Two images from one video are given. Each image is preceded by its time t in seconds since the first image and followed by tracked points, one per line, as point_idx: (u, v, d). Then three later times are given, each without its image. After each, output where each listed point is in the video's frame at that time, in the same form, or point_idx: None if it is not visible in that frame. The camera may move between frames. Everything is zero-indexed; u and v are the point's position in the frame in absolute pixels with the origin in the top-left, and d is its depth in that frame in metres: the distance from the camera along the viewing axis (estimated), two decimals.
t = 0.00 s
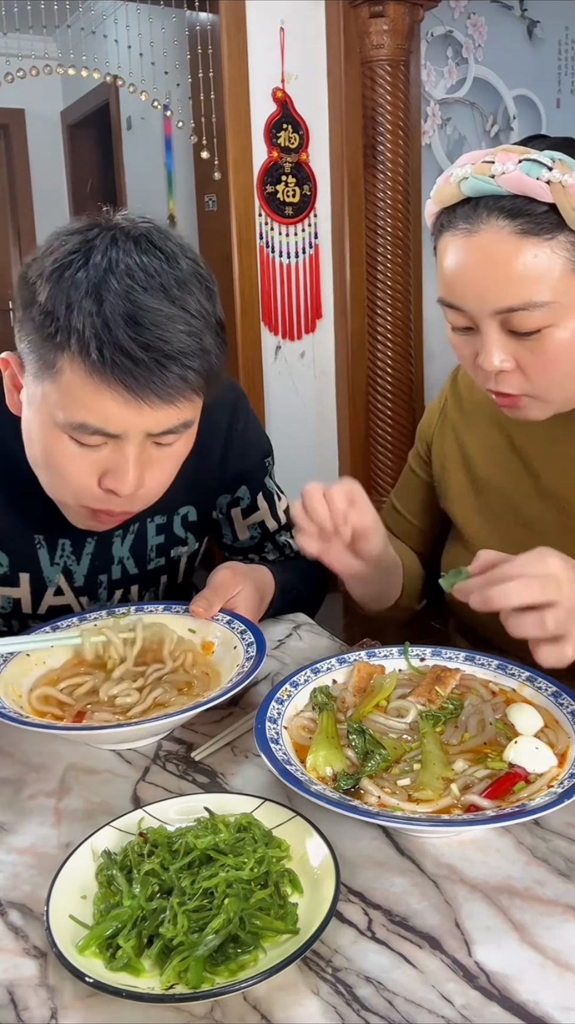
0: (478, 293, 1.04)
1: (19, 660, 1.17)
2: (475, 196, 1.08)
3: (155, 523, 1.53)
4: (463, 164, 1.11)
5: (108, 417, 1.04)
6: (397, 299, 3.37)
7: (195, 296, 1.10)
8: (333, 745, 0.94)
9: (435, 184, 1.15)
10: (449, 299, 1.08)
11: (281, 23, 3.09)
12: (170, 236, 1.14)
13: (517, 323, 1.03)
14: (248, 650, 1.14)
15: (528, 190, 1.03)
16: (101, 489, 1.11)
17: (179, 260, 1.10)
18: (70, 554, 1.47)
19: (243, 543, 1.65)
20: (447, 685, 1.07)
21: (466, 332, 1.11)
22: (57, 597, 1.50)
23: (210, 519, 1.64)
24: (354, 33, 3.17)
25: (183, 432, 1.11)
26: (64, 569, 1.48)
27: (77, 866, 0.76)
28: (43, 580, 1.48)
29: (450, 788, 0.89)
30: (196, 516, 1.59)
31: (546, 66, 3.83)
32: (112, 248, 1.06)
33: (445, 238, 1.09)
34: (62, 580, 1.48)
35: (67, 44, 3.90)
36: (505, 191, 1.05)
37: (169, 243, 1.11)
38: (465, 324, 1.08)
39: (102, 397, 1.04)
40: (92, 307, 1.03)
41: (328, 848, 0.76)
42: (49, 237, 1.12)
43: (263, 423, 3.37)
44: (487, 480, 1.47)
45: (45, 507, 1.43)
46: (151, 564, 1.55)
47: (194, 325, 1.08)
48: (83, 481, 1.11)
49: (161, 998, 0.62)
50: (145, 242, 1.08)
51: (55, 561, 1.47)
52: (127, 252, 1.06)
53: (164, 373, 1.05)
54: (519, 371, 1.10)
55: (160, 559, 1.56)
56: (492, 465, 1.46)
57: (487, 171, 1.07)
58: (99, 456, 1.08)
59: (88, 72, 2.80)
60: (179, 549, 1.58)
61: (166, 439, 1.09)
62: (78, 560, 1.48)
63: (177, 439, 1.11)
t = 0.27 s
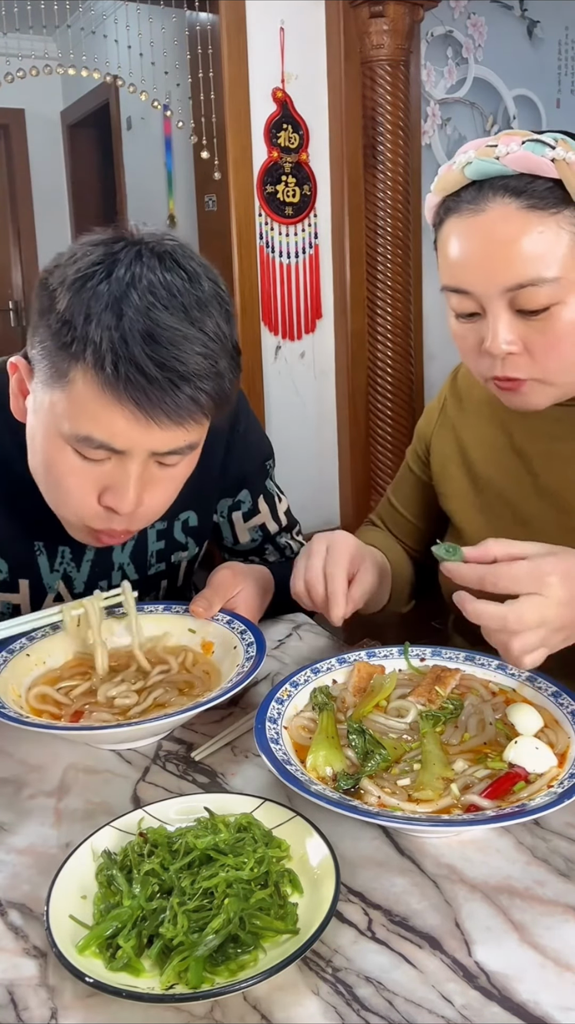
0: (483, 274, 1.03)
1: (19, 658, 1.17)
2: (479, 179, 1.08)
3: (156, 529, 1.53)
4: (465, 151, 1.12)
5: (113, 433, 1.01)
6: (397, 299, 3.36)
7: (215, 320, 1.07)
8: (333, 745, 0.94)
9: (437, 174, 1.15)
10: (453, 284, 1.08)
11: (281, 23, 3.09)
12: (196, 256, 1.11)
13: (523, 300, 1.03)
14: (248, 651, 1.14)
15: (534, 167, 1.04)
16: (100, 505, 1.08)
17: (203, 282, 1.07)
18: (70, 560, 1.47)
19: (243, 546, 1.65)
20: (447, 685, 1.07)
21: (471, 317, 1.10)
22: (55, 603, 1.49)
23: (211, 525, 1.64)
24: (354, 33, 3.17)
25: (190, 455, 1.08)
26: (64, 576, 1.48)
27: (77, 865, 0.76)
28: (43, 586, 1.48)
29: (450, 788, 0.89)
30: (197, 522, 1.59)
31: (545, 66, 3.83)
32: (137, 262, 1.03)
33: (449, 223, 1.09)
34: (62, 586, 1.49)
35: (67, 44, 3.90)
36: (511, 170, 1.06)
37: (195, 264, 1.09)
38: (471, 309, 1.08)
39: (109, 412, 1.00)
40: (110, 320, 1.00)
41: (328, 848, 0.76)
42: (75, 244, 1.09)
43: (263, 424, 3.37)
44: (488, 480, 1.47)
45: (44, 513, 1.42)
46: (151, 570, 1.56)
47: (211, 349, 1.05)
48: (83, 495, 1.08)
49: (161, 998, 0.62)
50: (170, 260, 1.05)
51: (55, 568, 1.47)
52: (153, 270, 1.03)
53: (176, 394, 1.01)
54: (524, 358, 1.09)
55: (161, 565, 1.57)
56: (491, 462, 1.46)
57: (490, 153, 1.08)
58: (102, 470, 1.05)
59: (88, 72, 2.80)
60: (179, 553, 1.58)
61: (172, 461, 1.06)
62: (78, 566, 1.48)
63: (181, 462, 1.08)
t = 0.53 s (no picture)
0: (473, 283, 1.04)
1: (19, 659, 1.17)
2: (459, 192, 1.08)
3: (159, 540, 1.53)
4: (444, 166, 1.12)
5: (134, 471, 1.01)
6: (397, 299, 3.36)
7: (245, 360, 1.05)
8: (333, 744, 0.94)
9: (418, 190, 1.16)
10: (442, 298, 1.09)
11: (281, 24, 3.09)
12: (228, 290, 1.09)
13: (512, 309, 1.03)
14: (248, 650, 1.14)
15: (514, 176, 1.04)
16: (111, 535, 1.10)
17: (236, 321, 1.04)
18: (71, 572, 1.48)
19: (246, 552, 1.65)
20: (447, 685, 1.07)
21: (462, 331, 1.11)
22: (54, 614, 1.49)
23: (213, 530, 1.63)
24: (354, 33, 3.17)
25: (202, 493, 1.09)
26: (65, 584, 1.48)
27: (77, 865, 0.76)
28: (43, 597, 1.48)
29: (450, 788, 0.89)
30: (198, 530, 1.58)
31: (545, 66, 3.83)
32: (173, 301, 1.00)
33: (434, 237, 1.09)
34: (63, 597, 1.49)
35: (67, 44, 3.90)
36: (489, 181, 1.06)
37: (229, 301, 1.06)
38: (462, 322, 1.08)
39: (133, 453, 1.00)
40: (144, 362, 0.98)
41: (327, 847, 0.76)
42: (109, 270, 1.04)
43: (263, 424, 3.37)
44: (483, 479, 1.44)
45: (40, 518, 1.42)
46: (152, 575, 1.57)
47: (240, 392, 1.04)
48: (95, 523, 1.09)
49: (161, 998, 0.62)
50: (205, 298, 1.02)
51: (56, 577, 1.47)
52: (189, 311, 1.00)
53: (203, 439, 1.01)
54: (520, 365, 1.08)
55: (162, 573, 1.58)
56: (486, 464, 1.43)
57: (469, 166, 1.08)
58: (115, 502, 1.06)
59: (88, 72, 2.80)
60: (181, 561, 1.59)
61: (187, 497, 1.07)
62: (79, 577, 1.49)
63: (195, 497, 1.09)
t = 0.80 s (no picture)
0: (479, 308, 1.02)
1: (19, 659, 1.17)
2: (462, 214, 1.07)
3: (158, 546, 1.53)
4: (445, 185, 1.11)
5: (143, 481, 1.00)
6: (397, 299, 3.36)
7: (268, 388, 1.06)
8: (333, 745, 0.94)
9: (419, 209, 1.14)
10: (450, 322, 1.07)
11: (281, 24, 3.09)
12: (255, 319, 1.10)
13: (524, 333, 1.01)
14: (248, 651, 1.14)
15: (519, 197, 1.02)
16: (105, 544, 1.09)
17: (262, 349, 1.06)
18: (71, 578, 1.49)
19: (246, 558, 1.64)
20: (447, 685, 1.07)
21: (470, 353, 1.10)
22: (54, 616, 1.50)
23: (213, 533, 1.62)
24: (354, 33, 3.17)
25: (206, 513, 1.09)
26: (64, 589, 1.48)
27: (77, 865, 0.76)
28: (43, 602, 1.48)
29: (450, 788, 0.89)
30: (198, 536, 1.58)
31: (546, 65, 3.83)
32: (205, 319, 1.01)
33: (438, 258, 1.08)
34: (62, 602, 1.50)
35: (67, 44, 3.90)
36: (494, 203, 1.04)
37: (257, 328, 1.07)
38: (471, 346, 1.07)
39: (147, 462, 0.99)
40: (171, 372, 0.98)
41: (327, 847, 0.76)
42: (142, 284, 1.06)
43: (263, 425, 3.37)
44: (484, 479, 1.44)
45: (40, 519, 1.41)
46: (151, 579, 1.58)
47: (260, 417, 1.04)
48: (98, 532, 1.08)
49: (162, 998, 0.62)
50: (235, 320, 1.04)
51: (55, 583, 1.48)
52: (221, 329, 1.01)
53: (220, 454, 1.00)
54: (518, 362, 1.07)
55: (160, 578, 1.59)
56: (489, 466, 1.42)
57: (472, 186, 1.06)
58: (118, 512, 1.05)
59: (88, 72, 2.79)
60: (179, 565, 1.60)
61: (193, 513, 1.07)
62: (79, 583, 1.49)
63: (200, 515, 1.09)
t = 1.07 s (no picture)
0: (488, 304, 1.02)
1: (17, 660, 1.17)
2: (476, 205, 1.07)
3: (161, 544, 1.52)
4: (458, 177, 1.11)
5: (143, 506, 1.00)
6: (397, 299, 3.37)
7: (244, 382, 1.00)
8: (333, 745, 0.94)
9: (430, 202, 1.14)
10: (459, 316, 1.07)
11: (281, 24, 3.09)
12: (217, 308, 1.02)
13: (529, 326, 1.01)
14: (248, 651, 1.14)
15: (532, 192, 1.02)
16: (122, 560, 1.10)
17: (229, 345, 0.99)
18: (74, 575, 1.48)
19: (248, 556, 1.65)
20: (447, 685, 1.07)
21: (474, 346, 1.09)
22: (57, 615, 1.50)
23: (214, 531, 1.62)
24: (354, 33, 3.17)
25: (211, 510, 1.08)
26: (67, 588, 1.49)
27: (77, 865, 0.76)
28: (46, 599, 1.48)
29: (450, 788, 0.89)
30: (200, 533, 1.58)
31: (546, 66, 3.83)
32: (161, 336, 0.94)
33: (447, 251, 1.08)
34: (65, 599, 1.49)
35: (67, 44, 3.90)
36: (508, 197, 1.04)
37: (220, 322, 1.00)
38: (475, 338, 1.07)
39: (141, 491, 0.99)
40: (137, 408, 0.94)
41: (327, 847, 0.76)
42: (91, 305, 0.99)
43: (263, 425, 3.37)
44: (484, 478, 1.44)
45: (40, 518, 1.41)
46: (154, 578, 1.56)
47: (240, 418, 0.99)
48: (107, 550, 1.09)
49: (161, 998, 0.62)
50: (195, 325, 0.96)
51: (58, 584, 1.48)
52: (178, 340, 0.94)
53: (207, 473, 0.97)
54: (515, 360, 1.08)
55: (163, 575, 1.57)
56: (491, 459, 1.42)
57: (485, 179, 1.07)
58: (125, 530, 1.06)
59: (88, 72, 2.79)
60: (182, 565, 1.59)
61: (195, 516, 1.06)
62: (82, 581, 1.49)
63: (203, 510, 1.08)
